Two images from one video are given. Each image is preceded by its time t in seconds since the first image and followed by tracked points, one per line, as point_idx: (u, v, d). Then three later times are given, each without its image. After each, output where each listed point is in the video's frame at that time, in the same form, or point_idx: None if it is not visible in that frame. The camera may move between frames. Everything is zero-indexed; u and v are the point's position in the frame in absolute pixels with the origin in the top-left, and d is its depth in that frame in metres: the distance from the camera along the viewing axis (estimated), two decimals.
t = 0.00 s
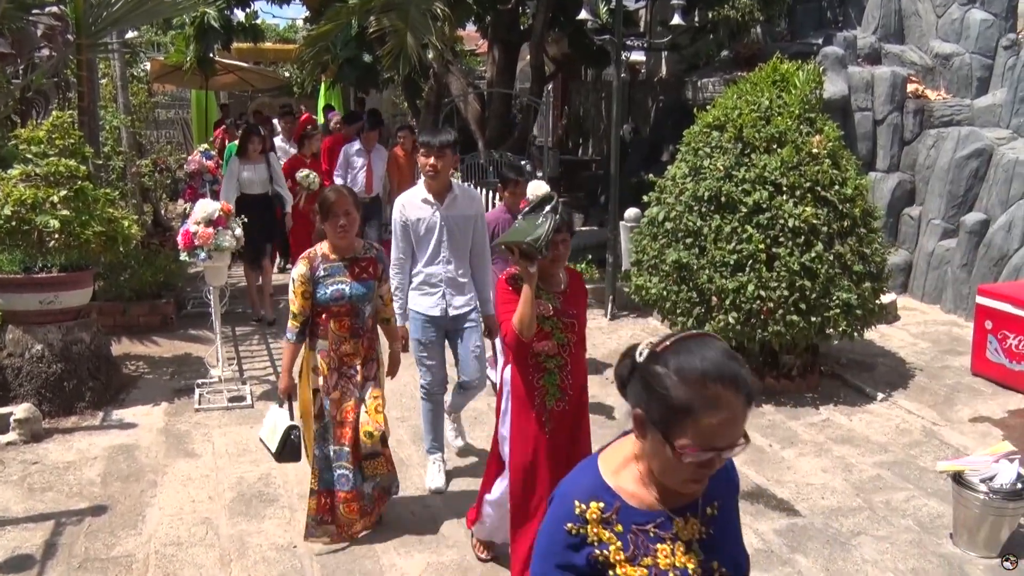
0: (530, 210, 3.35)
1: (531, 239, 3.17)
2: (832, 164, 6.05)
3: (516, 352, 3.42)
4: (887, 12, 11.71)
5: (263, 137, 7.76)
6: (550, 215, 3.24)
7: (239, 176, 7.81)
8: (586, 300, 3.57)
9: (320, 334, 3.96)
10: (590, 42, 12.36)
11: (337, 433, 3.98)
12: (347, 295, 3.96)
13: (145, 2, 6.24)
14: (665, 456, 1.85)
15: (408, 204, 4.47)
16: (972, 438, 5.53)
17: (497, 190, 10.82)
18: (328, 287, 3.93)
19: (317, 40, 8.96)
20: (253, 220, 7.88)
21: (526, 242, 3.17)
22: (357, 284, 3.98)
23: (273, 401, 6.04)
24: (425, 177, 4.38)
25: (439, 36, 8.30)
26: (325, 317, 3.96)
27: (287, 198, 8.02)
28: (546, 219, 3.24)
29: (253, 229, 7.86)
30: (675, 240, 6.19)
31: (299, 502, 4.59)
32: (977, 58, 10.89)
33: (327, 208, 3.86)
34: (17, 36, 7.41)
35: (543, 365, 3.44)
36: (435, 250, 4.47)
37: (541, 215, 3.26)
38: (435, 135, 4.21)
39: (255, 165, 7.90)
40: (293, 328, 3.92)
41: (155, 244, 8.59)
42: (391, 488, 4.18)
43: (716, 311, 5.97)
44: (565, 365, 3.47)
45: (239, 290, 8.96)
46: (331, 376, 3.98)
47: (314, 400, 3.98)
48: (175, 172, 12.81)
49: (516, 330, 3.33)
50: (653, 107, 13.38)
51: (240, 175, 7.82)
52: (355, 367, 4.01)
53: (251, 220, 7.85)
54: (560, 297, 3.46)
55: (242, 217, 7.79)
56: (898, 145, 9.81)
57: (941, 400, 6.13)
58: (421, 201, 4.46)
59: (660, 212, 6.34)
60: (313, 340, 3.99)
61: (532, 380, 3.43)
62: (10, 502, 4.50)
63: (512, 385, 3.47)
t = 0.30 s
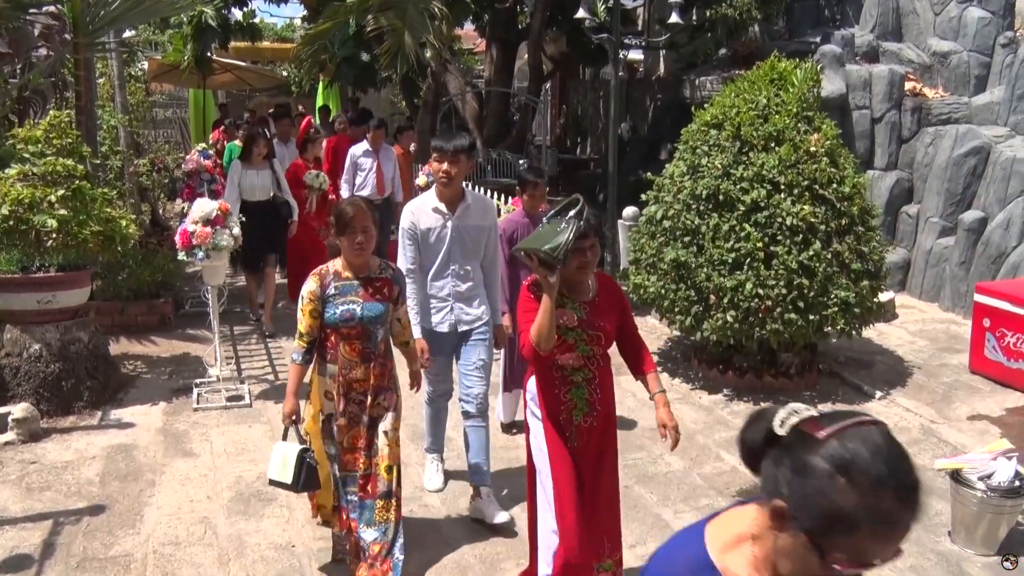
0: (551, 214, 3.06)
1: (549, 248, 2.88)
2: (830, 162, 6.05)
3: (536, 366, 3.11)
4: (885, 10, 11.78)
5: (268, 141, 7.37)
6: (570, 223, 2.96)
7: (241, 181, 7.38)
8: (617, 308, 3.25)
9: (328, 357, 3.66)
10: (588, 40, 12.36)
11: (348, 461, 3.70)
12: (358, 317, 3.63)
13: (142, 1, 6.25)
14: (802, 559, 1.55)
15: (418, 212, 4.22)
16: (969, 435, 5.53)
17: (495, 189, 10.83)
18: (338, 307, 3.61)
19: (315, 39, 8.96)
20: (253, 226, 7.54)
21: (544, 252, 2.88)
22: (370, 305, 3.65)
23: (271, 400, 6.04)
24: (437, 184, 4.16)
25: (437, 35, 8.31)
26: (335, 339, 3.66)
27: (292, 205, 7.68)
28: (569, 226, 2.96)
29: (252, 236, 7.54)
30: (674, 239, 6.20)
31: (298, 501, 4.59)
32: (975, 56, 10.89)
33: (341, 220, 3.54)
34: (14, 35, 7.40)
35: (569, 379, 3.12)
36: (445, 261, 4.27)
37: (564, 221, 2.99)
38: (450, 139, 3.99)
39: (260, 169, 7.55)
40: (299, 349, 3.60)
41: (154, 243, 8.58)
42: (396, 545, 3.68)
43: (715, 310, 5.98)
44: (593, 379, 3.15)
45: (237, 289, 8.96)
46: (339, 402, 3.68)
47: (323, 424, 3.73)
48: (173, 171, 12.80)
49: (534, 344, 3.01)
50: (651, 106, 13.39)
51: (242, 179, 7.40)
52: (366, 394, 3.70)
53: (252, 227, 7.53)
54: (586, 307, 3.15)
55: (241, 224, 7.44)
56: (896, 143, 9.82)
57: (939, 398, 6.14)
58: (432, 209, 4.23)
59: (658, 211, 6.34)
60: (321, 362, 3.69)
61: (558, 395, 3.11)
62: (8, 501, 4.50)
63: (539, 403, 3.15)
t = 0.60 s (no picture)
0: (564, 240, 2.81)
1: (577, 272, 2.58)
2: (828, 161, 6.05)
3: (560, 399, 2.83)
4: (884, 9, 11.76)
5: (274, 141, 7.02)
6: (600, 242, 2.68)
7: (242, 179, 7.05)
8: (641, 330, 3.00)
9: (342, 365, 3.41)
10: (586, 39, 12.35)
11: (364, 475, 3.48)
12: (376, 323, 3.39)
13: None
14: None
15: (452, 213, 4.07)
16: (967, 434, 5.54)
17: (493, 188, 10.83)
18: (354, 311, 3.37)
19: (314, 37, 8.95)
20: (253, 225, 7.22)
21: (573, 275, 2.59)
22: (388, 310, 3.41)
23: (270, 398, 6.04)
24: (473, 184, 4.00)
25: (435, 34, 8.31)
26: (350, 346, 3.42)
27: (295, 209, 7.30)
28: (596, 244, 2.68)
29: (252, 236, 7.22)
30: (672, 237, 6.19)
31: (296, 500, 4.59)
32: (973, 55, 10.89)
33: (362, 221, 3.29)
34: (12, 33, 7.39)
35: (597, 413, 2.84)
36: (477, 267, 4.09)
37: (588, 240, 2.71)
38: (489, 138, 3.82)
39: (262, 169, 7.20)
40: (312, 356, 3.35)
41: (152, 241, 8.57)
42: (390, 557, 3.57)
43: (713, 309, 5.98)
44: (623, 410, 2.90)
45: (235, 288, 8.95)
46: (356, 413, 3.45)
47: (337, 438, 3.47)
48: (171, 170, 12.78)
49: (560, 376, 2.73)
50: (650, 105, 13.40)
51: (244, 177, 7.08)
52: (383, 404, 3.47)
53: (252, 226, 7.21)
54: (611, 332, 2.90)
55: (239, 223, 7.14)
56: (895, 142, 9.82)
57: (937, 397, 6.14)
58: (467, 210, 4.07)
59: (657, 209, 6.33)
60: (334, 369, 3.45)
61: (586, 430, 2.83)
62: (6, 500, 4.50)
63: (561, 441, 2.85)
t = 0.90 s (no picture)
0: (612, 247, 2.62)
1: (626, 290, 2.40)
2: (827, 158, 6.05)
3: (594, 421, 2.64)
4: (882, 6, 11.75)
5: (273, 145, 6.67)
6: (646, 258, 2.48)
7: (243, 188, 6.69)
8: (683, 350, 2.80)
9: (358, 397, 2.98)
10: (584, 37, 12.32)
11: (383, 513, 3.05)
12: (394, 349, 2.95)
13: None
14: None
15: (477, 215, 3.74)
16: (967, 431, 5.54)
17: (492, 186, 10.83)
18: (369, 339, 2.93)
19: (312, 36, 8.94)
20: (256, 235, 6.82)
21: (619, 294, 2.40)
22: (406, 334, 2.97)
23: (270, 398, 6.04)
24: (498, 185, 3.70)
25: (432, 32, 8.30)
26: (365, 376, 2.98)
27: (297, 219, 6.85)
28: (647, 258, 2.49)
29: (255, 246, 6.82)
30: (671, 235, 6.19)
31: (296, 499, 4.59)
32: (971, 52, 10.87)
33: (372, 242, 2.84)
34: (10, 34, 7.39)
35: (631, 439, 2.65)
36: (505, 272, 3.79)
37: (637, 253, 2.52)
38: (517, 136, 3.55)
39: (263, 176, 6.78)
40: (323, 390, 2.91)
41: (150, 241, 8.57)
42: None
43: (712, 306, 5.97)
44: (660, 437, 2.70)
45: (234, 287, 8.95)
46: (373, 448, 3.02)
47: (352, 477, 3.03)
48: (169, 169, 12.76)
49: (598, 401, 2.55)
50: (648, 102, 13.39)
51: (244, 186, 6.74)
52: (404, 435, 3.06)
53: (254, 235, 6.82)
54: (653, 352, 2.70)
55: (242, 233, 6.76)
56: (894, 139, 9.82)
57: (937, 393, 6.14)
58: (492, 213, 3.75)
59: (656, 207, 6.32)
60: (346, 402, 3.00)
61: (617, 457, 2.64)
62: (6, 501, 4.50)
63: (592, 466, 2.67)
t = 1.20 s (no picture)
0: (675, 273, 2.36)
1: (689, 319, 2.14)
2: (826, 155, 6.05)
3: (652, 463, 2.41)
4: (881, 4, 11.76)
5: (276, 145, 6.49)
6: (713, 283, 2.22)
7: (244, 189, 6.48)
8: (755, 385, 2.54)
9: (372, 411, 2.79)
10: (583, 35, 12.31)
11: (403, 534, 2.80)
12: (409, 360, 2.77)
13: None
14: None
15: (498, 230, 3.56)
16: (966, 428, 5.54)
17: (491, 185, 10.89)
18: (382, 350, 2.74)
19: (310, 35, 8.94)
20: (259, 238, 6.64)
21: (682, 324, 2.14)
22: (422, 342, 2.79)
23: (269, 396, 6.03)
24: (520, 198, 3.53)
25: (431, 31, 8.29)
26: (378, 389, 2.78)
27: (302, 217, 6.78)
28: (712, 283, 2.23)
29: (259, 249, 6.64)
30: (670, 233, 6.19)
31: (296, 498, 4.59)
32: (970, 49, 10.87)
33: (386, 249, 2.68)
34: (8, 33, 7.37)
35: (691, 485, 2.42)
36: (530, 290, 3.63)
37: (704, 279, 2.26)
38: (539, 146, 3.45)
39: (265, 176, 6.56)
40: (335, 404, 2.73)
41: (149, 240, 8.57)
42: None
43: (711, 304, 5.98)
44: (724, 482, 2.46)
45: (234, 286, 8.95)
46: (390, 466, 2.80)
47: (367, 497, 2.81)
48: (168, 168, 12.75)
49: (660, 442, 2.31)
50: (647, 100, 13.39)
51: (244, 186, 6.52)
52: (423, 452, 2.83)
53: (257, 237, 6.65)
54: (719, 389, 2.46)
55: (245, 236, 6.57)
56: (892, 137, 9.83)
57: (936, 391, 6.14)
58: (514, 229, 3.58)
59: (654, 205, 6.32)
60: (359, 417, 2.81)
61: (675, 504, 2.42)
62: (6, 500, 4.50)
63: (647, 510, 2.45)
